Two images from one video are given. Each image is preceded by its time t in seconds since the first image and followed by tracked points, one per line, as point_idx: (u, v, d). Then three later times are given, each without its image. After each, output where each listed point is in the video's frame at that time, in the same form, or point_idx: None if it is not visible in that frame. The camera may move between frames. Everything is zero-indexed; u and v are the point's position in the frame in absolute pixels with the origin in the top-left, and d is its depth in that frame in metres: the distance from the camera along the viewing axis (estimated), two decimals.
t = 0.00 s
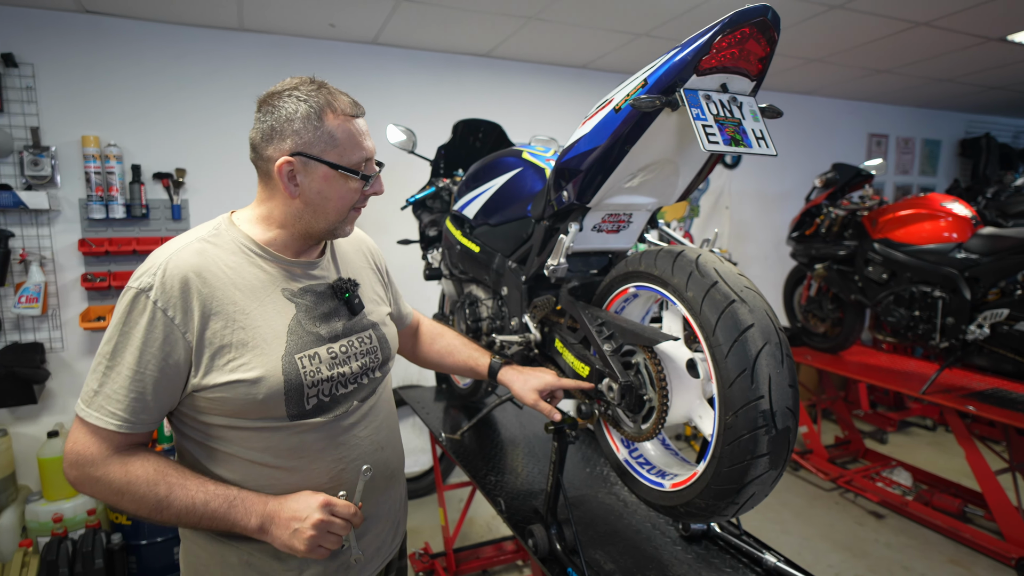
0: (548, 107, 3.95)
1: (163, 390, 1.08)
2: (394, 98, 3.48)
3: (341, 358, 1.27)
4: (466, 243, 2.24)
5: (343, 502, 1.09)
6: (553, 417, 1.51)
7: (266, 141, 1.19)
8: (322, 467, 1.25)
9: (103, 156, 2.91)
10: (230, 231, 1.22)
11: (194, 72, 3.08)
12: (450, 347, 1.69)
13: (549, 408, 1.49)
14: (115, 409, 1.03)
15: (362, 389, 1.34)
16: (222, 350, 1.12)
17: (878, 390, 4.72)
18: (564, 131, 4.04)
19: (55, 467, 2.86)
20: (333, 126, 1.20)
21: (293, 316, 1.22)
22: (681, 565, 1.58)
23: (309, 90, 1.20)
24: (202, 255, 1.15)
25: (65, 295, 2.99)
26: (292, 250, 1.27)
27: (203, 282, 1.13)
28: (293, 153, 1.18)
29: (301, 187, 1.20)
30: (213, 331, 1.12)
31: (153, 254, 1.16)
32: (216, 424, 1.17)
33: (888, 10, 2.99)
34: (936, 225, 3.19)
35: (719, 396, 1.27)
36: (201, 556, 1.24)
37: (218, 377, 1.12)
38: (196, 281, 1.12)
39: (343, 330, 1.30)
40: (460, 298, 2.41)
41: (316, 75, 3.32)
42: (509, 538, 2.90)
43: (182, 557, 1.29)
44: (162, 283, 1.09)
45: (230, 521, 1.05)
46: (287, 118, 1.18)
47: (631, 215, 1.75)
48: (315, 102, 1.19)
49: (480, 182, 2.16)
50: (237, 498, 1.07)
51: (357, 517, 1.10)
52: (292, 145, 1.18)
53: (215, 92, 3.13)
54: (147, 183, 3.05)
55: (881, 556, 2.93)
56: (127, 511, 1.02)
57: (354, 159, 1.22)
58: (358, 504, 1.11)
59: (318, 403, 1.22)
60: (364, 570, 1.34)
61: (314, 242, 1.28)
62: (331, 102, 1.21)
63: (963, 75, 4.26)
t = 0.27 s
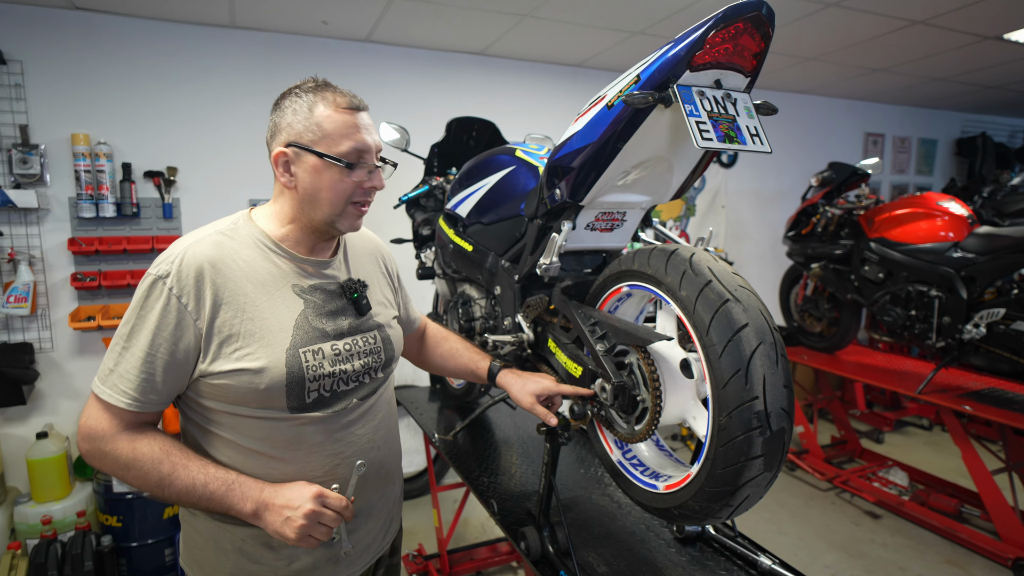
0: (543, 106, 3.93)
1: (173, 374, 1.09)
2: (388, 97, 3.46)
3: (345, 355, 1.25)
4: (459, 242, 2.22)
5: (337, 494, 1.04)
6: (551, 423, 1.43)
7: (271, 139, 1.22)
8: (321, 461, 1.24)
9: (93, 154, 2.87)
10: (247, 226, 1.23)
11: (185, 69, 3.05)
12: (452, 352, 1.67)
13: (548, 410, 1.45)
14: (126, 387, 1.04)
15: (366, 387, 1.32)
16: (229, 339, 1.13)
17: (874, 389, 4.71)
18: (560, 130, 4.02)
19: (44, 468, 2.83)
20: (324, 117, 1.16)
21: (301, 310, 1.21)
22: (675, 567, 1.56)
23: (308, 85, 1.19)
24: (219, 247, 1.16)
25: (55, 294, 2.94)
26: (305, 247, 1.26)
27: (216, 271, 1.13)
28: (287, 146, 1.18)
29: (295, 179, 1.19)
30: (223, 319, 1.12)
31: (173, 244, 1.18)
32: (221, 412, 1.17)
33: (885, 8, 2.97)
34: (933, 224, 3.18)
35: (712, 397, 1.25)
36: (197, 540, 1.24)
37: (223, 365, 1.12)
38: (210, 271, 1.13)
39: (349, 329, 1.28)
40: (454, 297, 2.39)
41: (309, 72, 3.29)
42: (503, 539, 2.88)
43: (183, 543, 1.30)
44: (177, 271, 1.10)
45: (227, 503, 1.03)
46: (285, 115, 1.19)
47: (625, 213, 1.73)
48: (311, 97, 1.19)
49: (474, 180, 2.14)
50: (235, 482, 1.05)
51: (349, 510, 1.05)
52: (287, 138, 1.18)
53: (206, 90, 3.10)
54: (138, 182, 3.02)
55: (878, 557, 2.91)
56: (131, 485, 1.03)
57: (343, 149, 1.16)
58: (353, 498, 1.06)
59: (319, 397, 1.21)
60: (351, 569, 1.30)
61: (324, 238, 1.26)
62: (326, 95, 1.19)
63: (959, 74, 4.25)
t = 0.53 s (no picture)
0: (538, 105, 3.91)
1: (171, 360, 1.09)
2: (382, 95, 3.44)
3: (342, 355, 1.22)
4: (452, 241, 2.20)
5: (318, 493, 1.00)
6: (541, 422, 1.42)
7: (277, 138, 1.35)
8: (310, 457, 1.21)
9: (83, 152, 2.83)
10: (256, 221, 1.23)
11: (177, 67, 3.02)
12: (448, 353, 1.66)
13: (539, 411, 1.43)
14: (125, 368, 1.04)
15: (363, 387, 1.28)
16: (227, 328, 1.11)
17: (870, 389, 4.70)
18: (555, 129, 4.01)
19: (32, 469, 2.77)
20: (302, 101, 1.24)
21: (300, 307, 1.19)
22: (668, 570, 1.54)
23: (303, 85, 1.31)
24: (225, 239, 1.15)
25: (45, 294, 2.90)
26: (306, 243, 1.25)
27: (220, 261, 1.13)
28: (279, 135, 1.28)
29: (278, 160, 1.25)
30: (222, 309, 1.11)
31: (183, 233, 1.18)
32: (216, 402, 1.15)
33: (880, 6, 2.96)
34: (929, 224, 3.17)
35: (705, 397, 1.23)
36: (184, 528, 1.23)
37: (218, 353, 1.11)
38: (215, 261, 1.12)
39: (348, 329, 1.25)
40: (446, 297, 2.37)
41: (302, 70, 3.27)
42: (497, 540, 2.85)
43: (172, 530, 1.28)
44: (184, 258, 1.09)
45: (208, 489, 1.00)
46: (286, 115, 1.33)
47: (618, 212, 1.71)
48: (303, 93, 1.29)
49: (466, 178, 2.12)
50: (221, 471, 1.01)
51: (330, 510, 0.99)
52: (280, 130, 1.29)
53: (198, 88, 3.07)
54: (128, 180, 2.98)
55: (873, 558, 2.90)
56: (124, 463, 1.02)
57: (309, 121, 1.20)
58: (334, 499, 1.01)
59: (312, 393, 1.18)
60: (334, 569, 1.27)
61: (320, 230, 1.24)
62: (313, 88, 1.28)
63: (955, 74, 4.25)
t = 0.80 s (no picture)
0: (535, 104, 3.90)
1: (166, 357, 1.08)
2: (378, 94, 3.42)
3: (336, 355, 1.20)
4: (447, 240, 2.19)
5: (306, 495, 0.97)
6: (536, 424, 1.40)
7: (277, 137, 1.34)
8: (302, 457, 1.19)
9: (77, 151, 2.81)
10: (253, 219, 1.22)
11: (171, 65, 3.00)
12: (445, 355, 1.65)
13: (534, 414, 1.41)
14: (120, 364, 1.03)
15: (357, 388, 1.26)
16: (220, 326, 1.10)
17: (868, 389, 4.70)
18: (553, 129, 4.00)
19: (26, 469, 2.75)
20: (299, 97, 1.23)
21: (295, 306, 1.18)
22: (663, 571, 1.52)
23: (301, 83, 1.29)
24: (221, 237, 1.14)
25: (39, 293, 2.88)
26: (303, 242, 1.24)
27: (216, 259, 1.11)
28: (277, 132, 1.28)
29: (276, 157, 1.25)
30: (216, 307, 1.10)
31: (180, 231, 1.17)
32: (211, 401, 1.14)
33: (878, 5, 2.96)
34: (927, 223, 3.16)
35: (700, 397, 1.22)
36: (176, 525, 1.22)
37: (211, 352, 1.09)
38: (210, 259, 1.10)
39: (343, 329, 1.23)
40: (442, 297, 2.35)
41: (298, 69, 3.26)
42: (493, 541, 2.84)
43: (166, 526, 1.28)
44: (179, 255, 1.08)
45: (199, 487, 0.98)
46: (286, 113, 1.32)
47: (613, 211, 1.69)
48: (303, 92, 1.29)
49: (461, 177, 2.11)
50: (212, 469, 0.99)
51: (319, 512, 0.96)
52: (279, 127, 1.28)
53: (193, 86, 3.06)
54: (122, 179, 2.97)
55: (871, 558, 2.89)
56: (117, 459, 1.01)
57: (306, 118, 1.19)
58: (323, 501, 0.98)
59: (305, 393, 1.17)
60: (326, 570, 1.25)
61: (316, 228, 1.23)
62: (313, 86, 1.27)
63: (952, 73, 4.24)
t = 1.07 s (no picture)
0: (533, 105, 3.90)
1: (163, 358, 1.07)
2: (376, 94, 3.42)
3: (332, 354, 1.20)
4: (444, 241, 2.19)
5: (297, 497, 0.95)
6: (533, 427, 1.40)
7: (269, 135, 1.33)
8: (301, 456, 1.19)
9: (74, 151, 2.81)
10: (248, 219, 1.21)
11: (168, 65, 2.99)
12: (443, 356, 1.65)
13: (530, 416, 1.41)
14: (116, 365, 1.03)
15: (354, 386, 1.26)
16: (216, 326, 1.10)
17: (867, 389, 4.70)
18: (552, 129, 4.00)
19: (23, 469, 2.74)
20: (292, 97, 1.22)
21: (290, 305, 1.17)
22: (660, 572, 1.52)
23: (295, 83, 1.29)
24: (216, 237, 1.14)
25: (36, 294, 2.88)
26: (298, 241, 1.23)
27: (212, 258, 1.11)
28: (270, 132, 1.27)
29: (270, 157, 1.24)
30: (212, 307, 1.10)
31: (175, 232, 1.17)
32: (207, 401, 1.14)
33: (876, 5, 2.95)
34: (925, 223, 3.16)
35: (696, 397, 1.22)
36: (174, 526, 1.22)
37: (207, 351, 1.09)
38: (206, 258, 1.10)
39: (340, 328, 1.23)
40: (439, 297, 2.35)
41: (295, 69, 3.25)
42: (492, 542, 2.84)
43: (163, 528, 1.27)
44: (174, 255, 1.08)
45: (195, 487, 0.97)
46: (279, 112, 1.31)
47: (610, 211, 1.69)
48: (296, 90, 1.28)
49: (458, 177, 2.11)
50: (207, 468, 0.98)
51: (312, 513, 0.95)
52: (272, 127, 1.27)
53: (191, 86, 3.05)
54: (120, 179, 2.96)
55: (869, 559, 2.89)
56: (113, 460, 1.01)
57: (299, 118, 1.19)
58: (317, 501, 0.96)
59: (302, 391, 1.17)
60: (325, 571, 1.25)
61: (311, 227, 1.22)
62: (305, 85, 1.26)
63: (951, 73, 4.25)
